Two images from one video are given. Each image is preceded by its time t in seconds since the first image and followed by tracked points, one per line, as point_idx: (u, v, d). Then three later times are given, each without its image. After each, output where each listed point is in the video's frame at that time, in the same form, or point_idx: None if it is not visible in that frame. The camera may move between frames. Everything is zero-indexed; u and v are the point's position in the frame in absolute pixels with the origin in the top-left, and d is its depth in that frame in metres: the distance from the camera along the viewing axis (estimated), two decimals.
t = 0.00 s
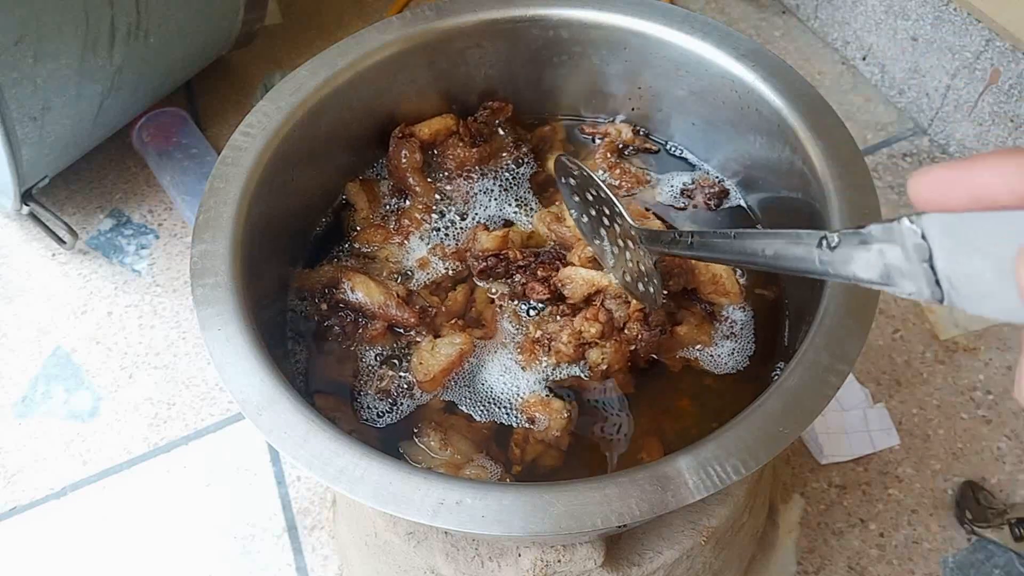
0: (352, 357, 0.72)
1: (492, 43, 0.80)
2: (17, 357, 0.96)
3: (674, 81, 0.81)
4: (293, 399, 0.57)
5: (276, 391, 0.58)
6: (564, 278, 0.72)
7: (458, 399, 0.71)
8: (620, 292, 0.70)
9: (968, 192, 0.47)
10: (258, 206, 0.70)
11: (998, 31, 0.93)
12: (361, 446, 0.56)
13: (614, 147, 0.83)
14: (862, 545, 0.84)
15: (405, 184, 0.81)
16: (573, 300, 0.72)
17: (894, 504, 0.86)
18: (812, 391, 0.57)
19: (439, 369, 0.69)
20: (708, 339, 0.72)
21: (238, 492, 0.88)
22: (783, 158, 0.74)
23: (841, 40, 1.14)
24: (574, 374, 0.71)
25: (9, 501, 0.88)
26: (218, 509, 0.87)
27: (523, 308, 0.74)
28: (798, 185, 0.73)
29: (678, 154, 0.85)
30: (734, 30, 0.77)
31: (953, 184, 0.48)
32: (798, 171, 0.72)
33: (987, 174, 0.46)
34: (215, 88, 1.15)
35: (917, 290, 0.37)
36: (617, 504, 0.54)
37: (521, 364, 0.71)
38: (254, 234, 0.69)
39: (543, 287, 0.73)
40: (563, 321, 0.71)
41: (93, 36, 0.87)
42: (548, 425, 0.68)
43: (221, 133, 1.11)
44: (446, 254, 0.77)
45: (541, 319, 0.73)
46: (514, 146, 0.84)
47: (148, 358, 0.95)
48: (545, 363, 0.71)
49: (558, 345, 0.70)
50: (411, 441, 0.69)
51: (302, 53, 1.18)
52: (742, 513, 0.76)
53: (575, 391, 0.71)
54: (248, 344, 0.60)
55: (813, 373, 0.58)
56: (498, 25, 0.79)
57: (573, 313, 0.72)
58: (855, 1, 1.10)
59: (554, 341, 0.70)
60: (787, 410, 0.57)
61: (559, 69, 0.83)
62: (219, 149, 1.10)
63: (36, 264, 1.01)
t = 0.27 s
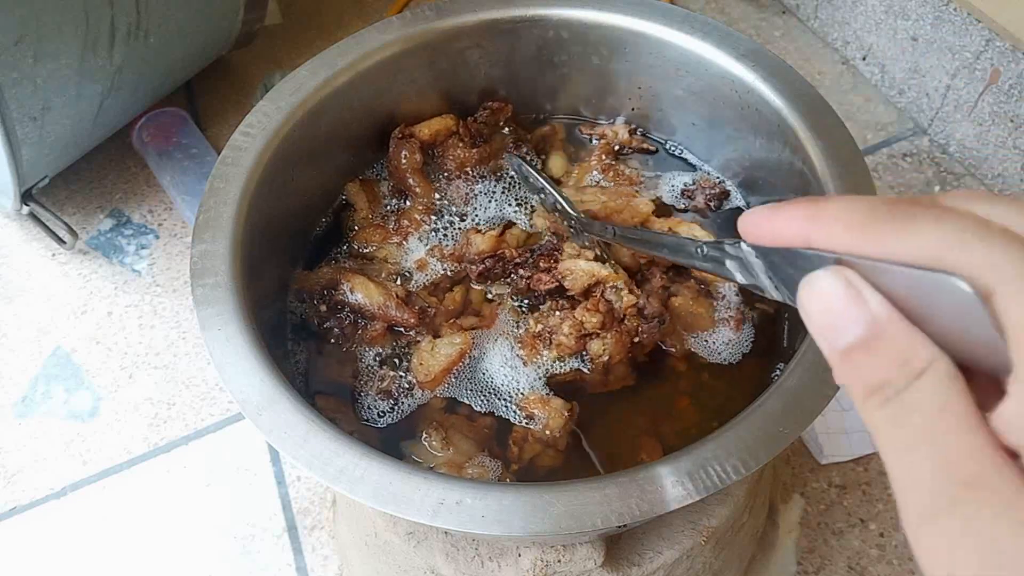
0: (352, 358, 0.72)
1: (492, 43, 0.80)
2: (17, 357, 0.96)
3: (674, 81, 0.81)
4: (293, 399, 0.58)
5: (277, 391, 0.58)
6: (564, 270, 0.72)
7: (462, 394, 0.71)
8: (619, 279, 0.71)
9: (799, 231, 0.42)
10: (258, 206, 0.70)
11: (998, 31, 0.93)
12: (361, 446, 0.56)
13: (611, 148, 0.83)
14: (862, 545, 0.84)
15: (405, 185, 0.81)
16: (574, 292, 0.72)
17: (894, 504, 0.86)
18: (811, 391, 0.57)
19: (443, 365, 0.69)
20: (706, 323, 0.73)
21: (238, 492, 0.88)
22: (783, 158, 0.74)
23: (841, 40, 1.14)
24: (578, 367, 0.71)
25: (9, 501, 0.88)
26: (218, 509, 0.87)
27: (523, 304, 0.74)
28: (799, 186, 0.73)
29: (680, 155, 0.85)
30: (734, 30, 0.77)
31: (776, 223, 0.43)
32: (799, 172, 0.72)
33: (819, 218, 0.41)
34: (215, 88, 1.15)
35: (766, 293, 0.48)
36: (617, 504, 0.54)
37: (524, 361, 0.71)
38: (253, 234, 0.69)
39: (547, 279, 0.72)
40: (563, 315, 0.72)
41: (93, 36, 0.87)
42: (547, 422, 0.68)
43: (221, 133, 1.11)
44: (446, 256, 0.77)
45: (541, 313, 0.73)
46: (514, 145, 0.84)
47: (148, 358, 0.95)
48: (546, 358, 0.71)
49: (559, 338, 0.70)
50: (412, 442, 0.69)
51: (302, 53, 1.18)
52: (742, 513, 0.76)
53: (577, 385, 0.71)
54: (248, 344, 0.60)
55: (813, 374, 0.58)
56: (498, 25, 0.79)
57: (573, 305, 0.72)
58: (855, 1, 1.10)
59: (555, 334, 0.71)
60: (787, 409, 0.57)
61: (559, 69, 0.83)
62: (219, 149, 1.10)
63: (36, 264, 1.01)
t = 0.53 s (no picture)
0: (352, 358, 0.73)
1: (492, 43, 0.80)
2: (17, 357, 0.96)
3: (674, 81, 0.81)
4: (293, 399, 0.58)
5: (277, 392, 0.58)
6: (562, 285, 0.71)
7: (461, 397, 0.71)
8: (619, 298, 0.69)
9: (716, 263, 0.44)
10: (258, 206, 0.70)
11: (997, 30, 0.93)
12: (360, 446, 0.56)
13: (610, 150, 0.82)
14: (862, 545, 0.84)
15: (405, 185, 0.80)
16: (571, 307, 0.71)
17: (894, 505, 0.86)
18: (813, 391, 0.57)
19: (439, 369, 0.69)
20: (705, 329, 0.71)
21: (238, 493, 0.88)
22: (783, 159, 0.74)
23: (841, 40, 1.14)
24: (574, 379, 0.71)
25: (9, 501, 0.88)
26: (218, 509, 0.87)
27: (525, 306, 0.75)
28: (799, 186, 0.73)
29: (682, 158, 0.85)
30: (734, 30, 0.77)
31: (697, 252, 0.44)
32: (799, 172, 0.72)
33: (727, 244, 0.43)
34: (215, 88, 1.15)
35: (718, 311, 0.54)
36: (617, 504, 0.54)
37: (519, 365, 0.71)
38: (254, 234, 0.69)
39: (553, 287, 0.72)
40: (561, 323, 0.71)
41: (93, 36, 0.87)
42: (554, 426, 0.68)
43: (221, 134, 1.11)
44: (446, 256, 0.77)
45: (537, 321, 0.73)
46: (514, 146, 0.83)
47: (148, 358, 0.95)
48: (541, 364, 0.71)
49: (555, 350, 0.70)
50: (412, 442, 0.69)
51: (302, 53, 1.18)
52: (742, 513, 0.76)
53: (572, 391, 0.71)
54: (248, 344, 0.60)
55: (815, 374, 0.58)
56: (498, 26, 0.79)
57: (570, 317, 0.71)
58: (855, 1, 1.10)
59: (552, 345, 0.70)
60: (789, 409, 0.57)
61: (559, 69, 0.83)
62: (219, 149, 1.10)
63: (36, 264, 1.01)
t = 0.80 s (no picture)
0: (351, 357, 0.73)
1: (492, 43, 0.80)
2: (17, 357, 0.96)
3: (674, 81, 0.81)
4: (293, 399, 0.58)
5: (277, 392, 0.58)
6: (625, 381, 0.66)
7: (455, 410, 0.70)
8: (682, 383, 0.67)
9: (883, 323, 0.38)
10: (258, 207, 0.70)
11: (997, 31, 0.94)
12: (361, 446, 0.56)
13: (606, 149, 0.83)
14: (862, 545, 0.84)
15: (403, 187, 0.81)
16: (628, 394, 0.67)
17: (894, 504, 0.86)
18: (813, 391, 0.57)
19: (439, 367, 0.70)
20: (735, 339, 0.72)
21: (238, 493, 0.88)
22: (782, 159, 0.74)
23: (841, 40, 1.14)
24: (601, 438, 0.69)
25: (9, 501, 0.88)
26: (218, 509, 0.87)
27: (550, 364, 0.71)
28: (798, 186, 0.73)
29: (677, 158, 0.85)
30: (735, 30, 0.77)
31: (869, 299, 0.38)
32: (798, 172, 0.72)
33: (891, 296, 0.37)
34: (215, 88, 1.15)
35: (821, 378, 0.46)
36: (617, 505, 0.54)
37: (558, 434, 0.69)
38: (254, 234, 0.69)
39: (597, 356, 0.70)
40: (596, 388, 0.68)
41: (93, 36, 0.87)
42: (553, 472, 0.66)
43: (221, 133, 1.11)
44: (445, 256, 0.77)
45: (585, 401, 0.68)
46: (514, 146, 0.84)
47: (148, 358, 0.95)
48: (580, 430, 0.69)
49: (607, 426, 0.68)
50: (406, 438, 0.69)
51: (302, 53, 1.18)
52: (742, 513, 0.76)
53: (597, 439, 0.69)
54: (248, 344, 0.60)
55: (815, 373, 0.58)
56: (498, 25, 0.79)
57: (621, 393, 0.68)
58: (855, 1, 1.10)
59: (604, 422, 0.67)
60: (788, 409, 0.57)
61: (559, 68, 0.83)
62: (219, 149, 1.10)
63: (36, 264, 1.01)
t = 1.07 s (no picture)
0: (352, 359, 0.72)
1: (492, 43, 0.81)
2: (17, 357, 0.96)
3: (674, 81, 0.81)
4: (293, 399, 0.58)
5: (277, 391, 0.58)
6: (631, 339, 0.68)
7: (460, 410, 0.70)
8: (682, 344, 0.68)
9: (822, 331, 0.41)
10: (258, 207, 0.70)
11: (997, 31, 0.94)
12: (361, 446, 0.56)
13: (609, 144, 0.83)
14: (862, 545, 0.84)
15: (402, 186, 0.80)
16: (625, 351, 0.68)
17: (894, 504, 0.86)
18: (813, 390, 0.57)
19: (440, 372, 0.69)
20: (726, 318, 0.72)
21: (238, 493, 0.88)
22: (783, 159, 0.74)
23: (841, 40, 1.14)
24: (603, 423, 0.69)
25: (9, 501, 0.88)
26: (218, 509, 0.87)
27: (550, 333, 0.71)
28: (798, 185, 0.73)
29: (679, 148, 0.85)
30: (735, 30, 0.77)
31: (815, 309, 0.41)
32: (798, 171, 0.72)
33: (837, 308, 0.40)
34: (215, 88, 1.15)
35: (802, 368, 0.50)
36: (616, 505, 0.54)
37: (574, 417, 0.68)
38: (254, 233, 0.69)
39: (597, 309, 0.71)
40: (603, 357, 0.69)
41: (93, 36, 0.87)
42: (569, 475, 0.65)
43: (221, 134, 1.11)
44: (445, 254, 0.77)
45: (583, 359, 0.69)
46: (513, 145, 0.84)
47: (148, 358, 0.95)
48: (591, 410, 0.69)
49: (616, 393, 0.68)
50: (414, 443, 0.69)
51: (302, 53, 1.18)
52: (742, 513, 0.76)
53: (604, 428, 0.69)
54: (248, 344, 0.60)
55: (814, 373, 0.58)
56: (498, 25, 0.79)
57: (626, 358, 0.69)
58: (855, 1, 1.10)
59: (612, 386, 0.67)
60: (788, 409, 0.57)
61: (559, 68, 0.83)
62: (219, 149, 1.10)
63: (36, 264, 1.02)
